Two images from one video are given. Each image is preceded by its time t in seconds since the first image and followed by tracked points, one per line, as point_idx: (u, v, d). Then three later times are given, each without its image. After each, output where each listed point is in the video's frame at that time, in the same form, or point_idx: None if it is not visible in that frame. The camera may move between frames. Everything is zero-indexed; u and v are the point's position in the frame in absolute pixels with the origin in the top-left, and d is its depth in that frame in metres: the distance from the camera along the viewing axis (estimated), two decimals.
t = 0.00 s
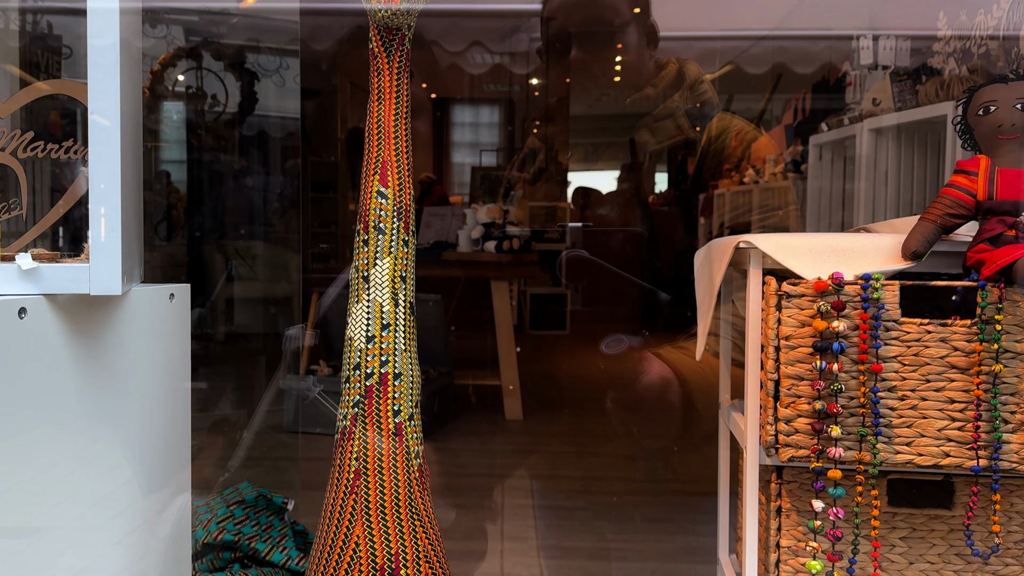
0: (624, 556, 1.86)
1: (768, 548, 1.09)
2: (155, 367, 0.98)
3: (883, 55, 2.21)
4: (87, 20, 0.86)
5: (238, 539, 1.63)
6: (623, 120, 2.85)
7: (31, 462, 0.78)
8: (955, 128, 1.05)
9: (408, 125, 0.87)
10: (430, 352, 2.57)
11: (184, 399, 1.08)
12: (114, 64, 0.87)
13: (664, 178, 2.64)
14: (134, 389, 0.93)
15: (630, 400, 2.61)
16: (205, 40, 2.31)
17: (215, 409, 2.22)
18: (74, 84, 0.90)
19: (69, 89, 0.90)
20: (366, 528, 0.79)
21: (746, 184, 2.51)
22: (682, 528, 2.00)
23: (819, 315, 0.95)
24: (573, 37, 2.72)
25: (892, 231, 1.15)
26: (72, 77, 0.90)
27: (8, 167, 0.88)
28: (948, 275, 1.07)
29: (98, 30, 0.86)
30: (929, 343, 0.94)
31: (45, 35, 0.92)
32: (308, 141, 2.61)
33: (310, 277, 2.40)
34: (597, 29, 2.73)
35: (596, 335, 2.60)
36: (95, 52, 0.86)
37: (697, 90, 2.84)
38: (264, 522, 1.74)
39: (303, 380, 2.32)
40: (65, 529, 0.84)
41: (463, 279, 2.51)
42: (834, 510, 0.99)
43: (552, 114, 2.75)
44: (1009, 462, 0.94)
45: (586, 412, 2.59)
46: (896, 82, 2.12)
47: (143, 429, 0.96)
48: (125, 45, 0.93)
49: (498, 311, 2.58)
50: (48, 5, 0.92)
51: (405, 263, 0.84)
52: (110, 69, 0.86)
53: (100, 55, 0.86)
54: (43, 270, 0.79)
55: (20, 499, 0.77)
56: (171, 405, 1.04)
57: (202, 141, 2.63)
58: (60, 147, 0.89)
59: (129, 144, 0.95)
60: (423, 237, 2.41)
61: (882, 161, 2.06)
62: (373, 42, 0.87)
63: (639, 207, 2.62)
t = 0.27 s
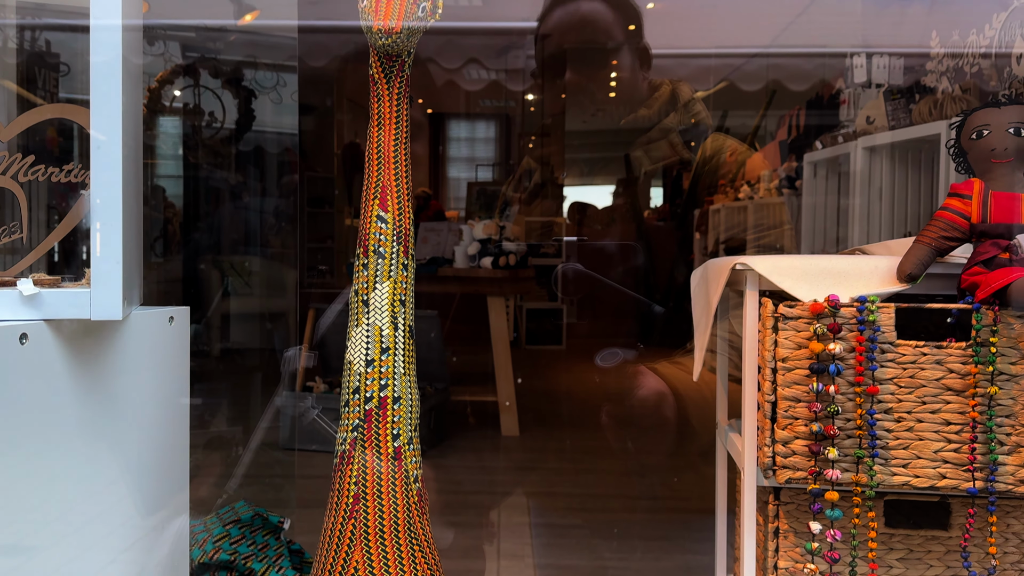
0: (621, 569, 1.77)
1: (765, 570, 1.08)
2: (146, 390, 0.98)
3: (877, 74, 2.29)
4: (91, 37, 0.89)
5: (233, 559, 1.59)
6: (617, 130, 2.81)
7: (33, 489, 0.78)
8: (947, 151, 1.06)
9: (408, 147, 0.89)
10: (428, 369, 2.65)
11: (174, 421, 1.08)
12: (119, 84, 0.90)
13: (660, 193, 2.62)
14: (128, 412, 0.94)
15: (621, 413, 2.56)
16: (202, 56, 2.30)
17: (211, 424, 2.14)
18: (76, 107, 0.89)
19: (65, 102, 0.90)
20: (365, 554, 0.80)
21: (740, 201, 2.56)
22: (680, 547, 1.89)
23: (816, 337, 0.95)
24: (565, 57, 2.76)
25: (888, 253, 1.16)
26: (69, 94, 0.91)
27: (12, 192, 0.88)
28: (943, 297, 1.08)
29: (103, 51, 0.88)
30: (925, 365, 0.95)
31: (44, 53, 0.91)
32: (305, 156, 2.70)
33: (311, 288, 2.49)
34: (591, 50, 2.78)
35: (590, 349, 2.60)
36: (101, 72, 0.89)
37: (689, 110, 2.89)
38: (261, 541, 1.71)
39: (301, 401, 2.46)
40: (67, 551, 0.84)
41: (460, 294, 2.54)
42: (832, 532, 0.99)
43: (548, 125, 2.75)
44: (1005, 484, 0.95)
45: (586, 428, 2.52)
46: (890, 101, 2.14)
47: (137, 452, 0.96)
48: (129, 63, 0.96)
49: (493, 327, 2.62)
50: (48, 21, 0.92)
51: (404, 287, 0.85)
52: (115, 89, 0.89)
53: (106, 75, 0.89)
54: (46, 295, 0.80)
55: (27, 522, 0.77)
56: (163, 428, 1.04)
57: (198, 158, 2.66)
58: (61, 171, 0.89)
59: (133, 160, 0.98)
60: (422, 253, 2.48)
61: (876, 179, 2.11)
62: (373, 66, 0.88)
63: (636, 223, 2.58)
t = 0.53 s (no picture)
0: None
1: None
2: (147, 413, 0.99)
3: (870, 93, 2.38)
4: (90, 52, 0.90)
5: None
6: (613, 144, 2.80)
7: (32, 513, 0.79)
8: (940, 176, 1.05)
9: (404, 172, 0.90)
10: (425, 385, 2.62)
11: (174, 442, 1.09)
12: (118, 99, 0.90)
13: (656, 207, 2.69)
14: (127, 436, 0.95)
15: (617, 427, 2.59)
16: (199, 72, 2.31)
17: (206, 441, 2.18)
18: (79, 135, 0.91)
19: (65, 115, 0.92)
20: None
21: (736, 215, 2.57)
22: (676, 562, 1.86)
23: (810, 361, 0.96)
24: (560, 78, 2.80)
25: (881, 275, 1.17)
26: (66, 109, 0.92)
27: (10, 218, 0.90)
28: (936, 320, 1.08)
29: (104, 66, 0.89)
30: (918, 390, 0.95)
31: (42, 70, 0.94)
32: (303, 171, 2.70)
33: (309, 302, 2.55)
34: (586, 72, 2.83)
35: (586, 364, 2.69)
36: (98, 88, 0.89)
37: (683, 133, 2.88)
38: (256, 561, 1.68)
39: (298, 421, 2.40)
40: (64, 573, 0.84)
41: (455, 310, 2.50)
42: (827, 556, 1.00)
43: (545, 139, 2.75)
44: (999, 507, 0.95)
45: (581, 443, 2.54)
46: (884, 120, 2.20)
47: (137, 475, 0.97)
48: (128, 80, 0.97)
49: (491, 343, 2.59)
50: (47, 38, 0.95)
51: (400, 312, 0.86)
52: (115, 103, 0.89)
53: (105, 90, 0.89)
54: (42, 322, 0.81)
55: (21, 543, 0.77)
56: (162, 450, 1.05)
57: (194, 175, 2.64)
58: (59, 196, 0.90)
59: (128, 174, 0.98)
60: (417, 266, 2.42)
61: (872, 195, 2.14)
62: (370, 93, 0.90)
63: (632, 236, 2.62)
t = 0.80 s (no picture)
0: None
1: None
2: (146, 433, 1.00)
3: (865, 110, 2.45)
4: (90, 68, 0.93)
5: None
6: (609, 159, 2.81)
7: (28, 539, 0.79)
8: (934, 199, 1.06)
9: (401, 195, 0.92)
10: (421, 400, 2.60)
11: (172, 461, 1.10)
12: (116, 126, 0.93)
13: (653, 221, 2.66)
14: (126, 456, 0.95)
15: (612, 438, 2.59)
16: (200, 87, 2.35)
17: (203, 456, 2.19)
18: (75, 156, 0.91)
19: (65, 129, 0.92)
20: None
21: (732, 230, 2.60)
22: None
23: (805, 383, 0.96)
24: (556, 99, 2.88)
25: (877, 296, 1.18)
26: (65, 123, 0.92)
27: (8, 239, 0.89)
28: (931, 341, 1.09)
29: (101, 96, 0.92)
30: (913, 412, 0.96)
31: (42, 86, 0.94)
32: (301, 185, 2.76)
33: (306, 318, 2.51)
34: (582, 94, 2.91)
35: (580, 377, 2.64)
36: (98, 118, 0.91)
37: (678, 154, 2.88)
38: None
39: (295, 444, 2.41)
40: None
41: (451, 325, 2.50)
42: None
43: (541, 156, 2.75)
44: (994, 529, 0.96)
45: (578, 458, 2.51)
46: (879, 138, 2.22)
47: (136, 495, 0.97)
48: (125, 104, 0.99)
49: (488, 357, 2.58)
50: (47, 54, 0.95)
51: (398, 335, 0.87)
52: (115, 132, 0.92)
53: (104, 119, 0.92)
54: (40, 347, 0.81)
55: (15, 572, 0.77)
56: (160, 470, 1.05)
57: (191, 191, 2.61)
58: (58, 219, 0.90)
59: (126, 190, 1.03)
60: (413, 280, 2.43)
61: (866, 211, 2.18)
62: (369, 119, 0.92)
63: (628, 250, 2.59)
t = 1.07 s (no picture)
0: None
1: None
2: (145, 451, 1.00)
3: (862, 125, 2.55)
4: (92, 82, 0.94)
5: None
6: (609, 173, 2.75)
7: (28, 559, 0.79)
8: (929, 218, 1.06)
9: (401, 215, 0.93)
10: (419, 414, 2.59)
11: (171, 479, 1.10)
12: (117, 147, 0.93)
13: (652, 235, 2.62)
14: (126, 474, 0.95)
15: (608, 450, 2.55)
16: (199, 101, 2.46)
17: (200, 471, 2.23)
18: (76, 175, 0.93)
19: (63, 143, 0.94)
20: None
21: (730, 244, 2.63)
22: None
23: (803, 402, 0.96)
24: (551, 120, 2.77)
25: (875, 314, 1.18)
26: (65, 137, 0.95)
27: (8, 258, 0.91)
28: (928, 359, 1.09)
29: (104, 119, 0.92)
30: (911, 430, 0.96)
31: (43, 102, 0.96)
32: (297, 198, 2.67)
33: (305, 330, 2.44)
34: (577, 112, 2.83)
35: (578, 392, 2.58)
36: (98, 140, 0.91)
37: (675, 172, 2.85)
38: None
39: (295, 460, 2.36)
40: None
41: (449, 338, 2.55)
42: None
43: (539, 170, 2.65)
44: (991, 548, 0.96)
45: (574, 472, 2.49)
46: (876, 153, 2.31)
47: (135, 512, 0.98)
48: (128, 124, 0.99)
49: (485, 369, 2.56)
50: (49, 70, 0.96)
51: (397, 354, 0.88)
52: (116, 154, 0.92)
53: (105, 142, 0.92)
54: (42, 368, 0.82)
55: None
56: (159, 486, 1.05)
57: (190, 206, 2.69)
58: (59, 238, 0.92)
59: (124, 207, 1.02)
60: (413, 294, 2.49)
61: (863, 225, 2.20)
62: (369, 139, 0.93)
63: (627, 264, 2.56)
